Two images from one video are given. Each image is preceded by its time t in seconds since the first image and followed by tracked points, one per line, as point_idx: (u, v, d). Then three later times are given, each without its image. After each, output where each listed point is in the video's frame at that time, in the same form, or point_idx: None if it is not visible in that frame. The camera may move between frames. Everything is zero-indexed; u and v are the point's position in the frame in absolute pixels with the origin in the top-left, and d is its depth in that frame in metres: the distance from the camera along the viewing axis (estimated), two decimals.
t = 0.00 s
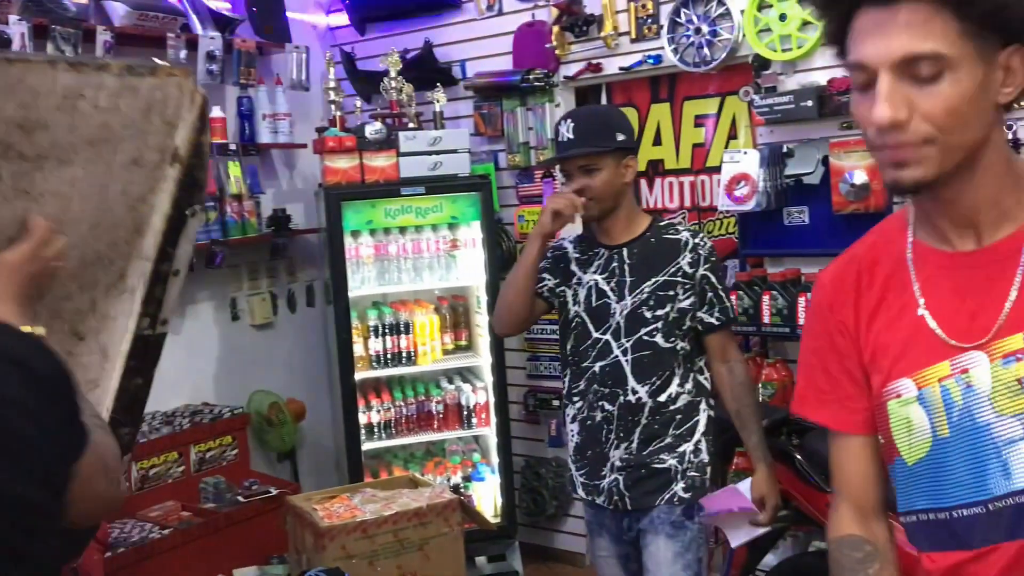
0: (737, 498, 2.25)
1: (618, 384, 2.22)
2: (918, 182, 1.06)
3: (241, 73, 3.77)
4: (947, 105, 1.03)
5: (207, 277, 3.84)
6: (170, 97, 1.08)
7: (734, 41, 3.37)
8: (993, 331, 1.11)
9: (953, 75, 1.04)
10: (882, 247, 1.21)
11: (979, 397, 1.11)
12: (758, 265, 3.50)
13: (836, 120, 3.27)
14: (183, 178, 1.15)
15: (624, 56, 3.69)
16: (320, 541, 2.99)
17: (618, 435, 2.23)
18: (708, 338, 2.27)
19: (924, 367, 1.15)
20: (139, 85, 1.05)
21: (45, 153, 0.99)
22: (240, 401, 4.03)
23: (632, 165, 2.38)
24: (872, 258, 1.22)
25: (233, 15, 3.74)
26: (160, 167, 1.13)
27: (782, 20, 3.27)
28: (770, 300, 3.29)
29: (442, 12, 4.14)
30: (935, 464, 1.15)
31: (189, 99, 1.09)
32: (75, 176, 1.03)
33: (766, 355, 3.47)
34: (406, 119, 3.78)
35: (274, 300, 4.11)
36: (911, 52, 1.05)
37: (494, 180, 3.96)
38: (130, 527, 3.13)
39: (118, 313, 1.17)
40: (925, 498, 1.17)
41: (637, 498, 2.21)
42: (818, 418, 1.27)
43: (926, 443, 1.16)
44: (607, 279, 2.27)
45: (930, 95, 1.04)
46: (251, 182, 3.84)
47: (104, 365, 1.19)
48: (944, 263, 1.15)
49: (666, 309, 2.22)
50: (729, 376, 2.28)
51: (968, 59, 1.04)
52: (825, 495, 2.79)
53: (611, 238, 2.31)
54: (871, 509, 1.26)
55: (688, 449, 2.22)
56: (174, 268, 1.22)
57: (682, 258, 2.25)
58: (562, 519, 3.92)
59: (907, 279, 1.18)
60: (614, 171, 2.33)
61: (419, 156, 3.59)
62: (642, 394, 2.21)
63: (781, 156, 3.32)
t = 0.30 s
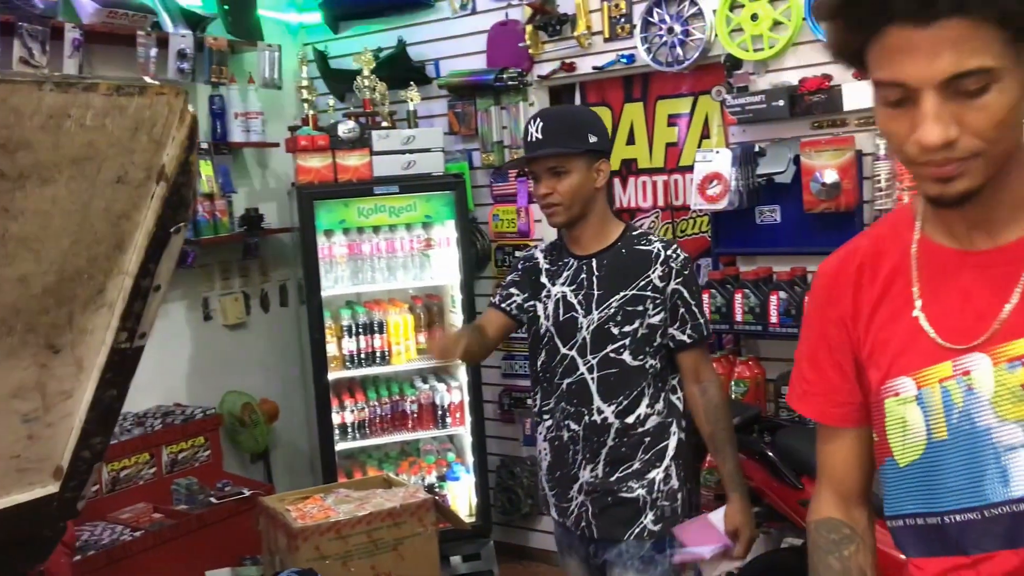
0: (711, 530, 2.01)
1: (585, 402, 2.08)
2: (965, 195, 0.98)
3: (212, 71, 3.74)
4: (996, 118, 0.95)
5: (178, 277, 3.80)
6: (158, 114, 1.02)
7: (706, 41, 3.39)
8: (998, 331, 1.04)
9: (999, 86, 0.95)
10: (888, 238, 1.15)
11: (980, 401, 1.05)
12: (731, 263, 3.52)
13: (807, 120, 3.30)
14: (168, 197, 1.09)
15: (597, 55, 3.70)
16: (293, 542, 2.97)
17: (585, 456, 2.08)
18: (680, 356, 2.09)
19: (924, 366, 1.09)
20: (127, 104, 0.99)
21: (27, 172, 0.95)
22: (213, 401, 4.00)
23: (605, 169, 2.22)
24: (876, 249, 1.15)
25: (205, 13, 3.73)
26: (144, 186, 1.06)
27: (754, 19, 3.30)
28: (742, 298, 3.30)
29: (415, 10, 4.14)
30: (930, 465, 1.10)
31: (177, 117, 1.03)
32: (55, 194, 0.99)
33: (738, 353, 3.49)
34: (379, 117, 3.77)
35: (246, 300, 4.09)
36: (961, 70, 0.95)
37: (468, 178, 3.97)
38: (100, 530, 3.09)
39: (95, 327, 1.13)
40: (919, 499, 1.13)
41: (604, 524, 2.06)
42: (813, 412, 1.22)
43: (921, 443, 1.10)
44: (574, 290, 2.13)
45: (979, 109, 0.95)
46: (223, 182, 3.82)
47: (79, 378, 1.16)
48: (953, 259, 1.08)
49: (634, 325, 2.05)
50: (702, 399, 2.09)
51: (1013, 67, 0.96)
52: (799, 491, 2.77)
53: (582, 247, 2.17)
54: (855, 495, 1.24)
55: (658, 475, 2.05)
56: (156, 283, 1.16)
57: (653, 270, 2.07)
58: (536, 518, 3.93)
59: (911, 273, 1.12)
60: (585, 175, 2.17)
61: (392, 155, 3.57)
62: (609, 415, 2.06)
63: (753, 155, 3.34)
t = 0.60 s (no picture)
0: (657, 538, 1.78)
1: (576, 418, 1.90)
2: None
3: (183, 71, 3.73)
4: None
5: (149, 279, 3.77)
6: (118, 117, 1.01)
7: (677, 42, 3.41)
8: None
9: None
10: (945, 215, 1.05)
11: (1014, 408, 0.96)
12: (703, 264, 3.53)
13: (777, 121, 3.33)
14: (130, 198, 1.09)
15: (570, 56, 3.72)
16: (264, 545, 2.95)
17: (576, 478, 1.91)
18: (669, 366, 1.93)
19: (959, 362, 1.00)
20: (87, 105, 0.97)
21: None
22: (184, 403, 3.97)
23: (602, 159, 2.01)
24: (929, 227, 1.06)
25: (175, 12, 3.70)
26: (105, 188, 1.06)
27: (724, 21, 3.32)
28: (713, 299, 3.32)
29: (388, 11, 4.14)
30: (948, 464, 1.02)
31: (139, 118, 1.02)
32: (13, 195, 0.99)
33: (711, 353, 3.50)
34: (352, 118, 3.77)
35: (219, 301, 4.07)
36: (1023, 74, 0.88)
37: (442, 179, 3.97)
38: (69, 534, 3.05)
39: (56, 328, 1.14)
40: (930, 496, 1.05)
41: (599, 554, 1.91)
42: (842, 381, 1.14)
43: (943, 440, 1.02)
44: (560, 295, 1.93)
45: None
46: (194, 182, 3.80)
47: (40, 380, 1.16)
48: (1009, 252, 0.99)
49: (629, 333, 1.88)
50: (688, 413, 1.92)
51: None
52: (768, 491, 2.75)
53: (568, 242, 1.97)
54: (891, 483, 1.16)
55: (657, 496, 1.90)
56: (118, 286, 1.16)
57: (649, 272, 1.90)
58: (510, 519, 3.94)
59: (961, 259, 1.02)
60: (579, 164, 1.97)
61: (364, 155, 3.55)
62: (603, 431, 1.89)
63: (724, 156, 3.36)
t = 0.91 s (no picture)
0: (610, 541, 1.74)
1: (553, 437, 1.77)
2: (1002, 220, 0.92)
3: (154, 72, 3.69)
4: None
5: (119, 281, 3.74)
6: (94, 135, 0.96)
7: (649, 45, 3.43)
8: None
9: None
10: (926, 218, 1.06)
11: (997, 408, 0.96)
12: (675, 266, 3.55)
13: (748, 124, 3.36)
14: (105, 215, 0.97)
15: (543, 59, 3.75)
16: (235, 550, 2.93)
17: (554, 500, 1.78)
18: (646, 375, 1.85)
19: (943, 361, 1.00)
20: (62, 124, 0.96)
21: None
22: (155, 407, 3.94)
23: (564, 162, 1.89)
24: (913, 229, 1.06)
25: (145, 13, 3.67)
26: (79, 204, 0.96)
27: (695, 24, 3.35)
28: (685, 301, 3.34)
29: (360, 12, 4.14)
30: (926, 467, 1.01)
31: (117, 136, 0.97)
32: None
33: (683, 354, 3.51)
34: (324, 119, 3.76)
35: (190, 304, 4.04)
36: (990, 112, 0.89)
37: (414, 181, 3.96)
38: (36, 541, 3.01)
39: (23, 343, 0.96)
40: (906, 499, 1.04)
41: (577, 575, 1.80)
42: (814, 384, 1.12)
43: (921, 443, 1.02)
44: (528, 305, 1.79)
45: (1016, 144, 0.88)
46: (165, 184, 3.78)
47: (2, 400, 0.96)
48: (995, 257, 0.99)
49: (602, 343, 1.79)
50: (661, 421, 1.84)
51: None
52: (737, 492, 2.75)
53: (532, 250, 1.82)
54: (855, 484, 1.14)
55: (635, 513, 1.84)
56: (89, 300, 1.00)
57: (618, 276, 1.82)
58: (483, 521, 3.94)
59: (945, 261, 1.02)
60: (539, 166, 1.85)
61: (336, 157, 3.55)
62: (583, 447, 1.79)
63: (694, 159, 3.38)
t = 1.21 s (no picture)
0: (617, 559, 1.60)
1: (507, 458, 1.60)
2: (880, 207, 0.97)
3: (126, 72, 3.67)
4: (905, 131, 0.93)
5: (91, 283, 3.71)
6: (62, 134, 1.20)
7: (623, 47, 3.45)
8: (935, 328, 1.00)
9: (907, 104, 0.94)
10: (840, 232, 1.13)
11: (900, 393, 1.00)
12: (650, 267, 3.57)
13: (722, 125, 3.38)
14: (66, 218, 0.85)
15: (518, 60, 3.76)
16: (209, 552, 2.91)
17: (509, 526, 1.61)
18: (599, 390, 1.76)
19: (851, 353, 1.04)
20: (26, 122, 1.17)
21: None
22: (129, 408, 3.91)
23: (507, 166, 1.68)
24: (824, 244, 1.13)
25: (117, 12, 3.65)
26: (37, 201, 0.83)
27: (669, 26, 3.37)
28: (659, 301, 3.34)
29: (335, 12, 4.13)
30: (839, 458, 1.05)
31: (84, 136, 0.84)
32: None
33: (658, 355, 3.54)
34: (299, 119, 3.77)
35: (163, 305, 4.02)
36: (859, 84, 0.96)
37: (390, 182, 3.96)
38: (6, 545, 2.97)
39: None
40: (823, 496, 1.08)
41: None
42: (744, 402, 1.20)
43: (834, 435, 1.06)
44: (477, 316, 1.58)
45: (885, 123, 0.94)
46: (138, 184, 3.75)
47: None
48: (897, 257, 1.05)
49: (559, 356, 1.64)
50: (624, 431, 1.78)
51: (921, 83, 0.94)
52: (710, 491, 2.77)
53: (475, 256, 1.64)
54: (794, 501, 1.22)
55: (591, 537, 1.71)
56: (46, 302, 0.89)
57: (574, 286, 1.67)
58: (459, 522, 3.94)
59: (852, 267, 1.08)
60: (482, 169, 1.63)
61: (309, 158, 3.53)
62: (538, 469, 1.63)
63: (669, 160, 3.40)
